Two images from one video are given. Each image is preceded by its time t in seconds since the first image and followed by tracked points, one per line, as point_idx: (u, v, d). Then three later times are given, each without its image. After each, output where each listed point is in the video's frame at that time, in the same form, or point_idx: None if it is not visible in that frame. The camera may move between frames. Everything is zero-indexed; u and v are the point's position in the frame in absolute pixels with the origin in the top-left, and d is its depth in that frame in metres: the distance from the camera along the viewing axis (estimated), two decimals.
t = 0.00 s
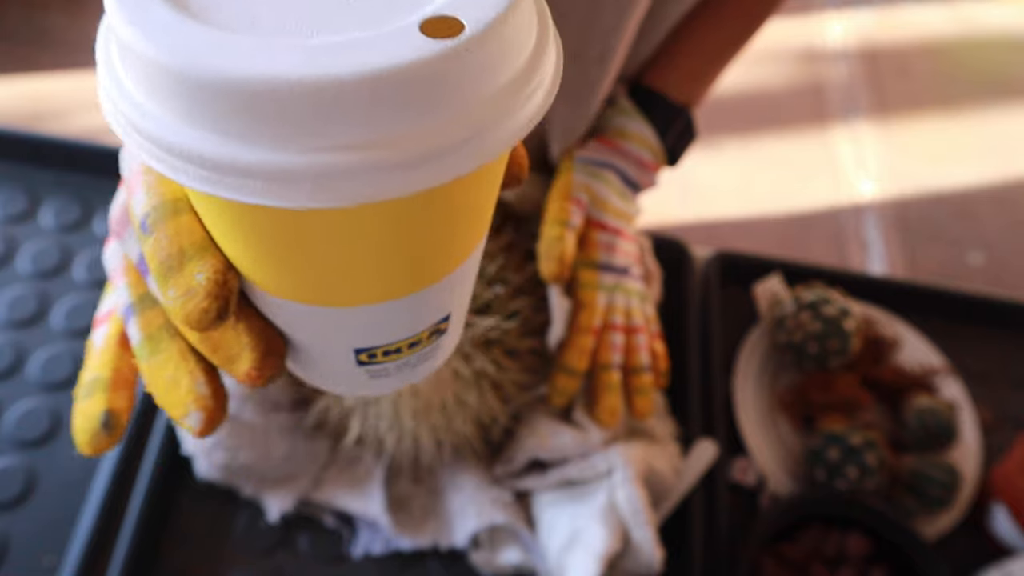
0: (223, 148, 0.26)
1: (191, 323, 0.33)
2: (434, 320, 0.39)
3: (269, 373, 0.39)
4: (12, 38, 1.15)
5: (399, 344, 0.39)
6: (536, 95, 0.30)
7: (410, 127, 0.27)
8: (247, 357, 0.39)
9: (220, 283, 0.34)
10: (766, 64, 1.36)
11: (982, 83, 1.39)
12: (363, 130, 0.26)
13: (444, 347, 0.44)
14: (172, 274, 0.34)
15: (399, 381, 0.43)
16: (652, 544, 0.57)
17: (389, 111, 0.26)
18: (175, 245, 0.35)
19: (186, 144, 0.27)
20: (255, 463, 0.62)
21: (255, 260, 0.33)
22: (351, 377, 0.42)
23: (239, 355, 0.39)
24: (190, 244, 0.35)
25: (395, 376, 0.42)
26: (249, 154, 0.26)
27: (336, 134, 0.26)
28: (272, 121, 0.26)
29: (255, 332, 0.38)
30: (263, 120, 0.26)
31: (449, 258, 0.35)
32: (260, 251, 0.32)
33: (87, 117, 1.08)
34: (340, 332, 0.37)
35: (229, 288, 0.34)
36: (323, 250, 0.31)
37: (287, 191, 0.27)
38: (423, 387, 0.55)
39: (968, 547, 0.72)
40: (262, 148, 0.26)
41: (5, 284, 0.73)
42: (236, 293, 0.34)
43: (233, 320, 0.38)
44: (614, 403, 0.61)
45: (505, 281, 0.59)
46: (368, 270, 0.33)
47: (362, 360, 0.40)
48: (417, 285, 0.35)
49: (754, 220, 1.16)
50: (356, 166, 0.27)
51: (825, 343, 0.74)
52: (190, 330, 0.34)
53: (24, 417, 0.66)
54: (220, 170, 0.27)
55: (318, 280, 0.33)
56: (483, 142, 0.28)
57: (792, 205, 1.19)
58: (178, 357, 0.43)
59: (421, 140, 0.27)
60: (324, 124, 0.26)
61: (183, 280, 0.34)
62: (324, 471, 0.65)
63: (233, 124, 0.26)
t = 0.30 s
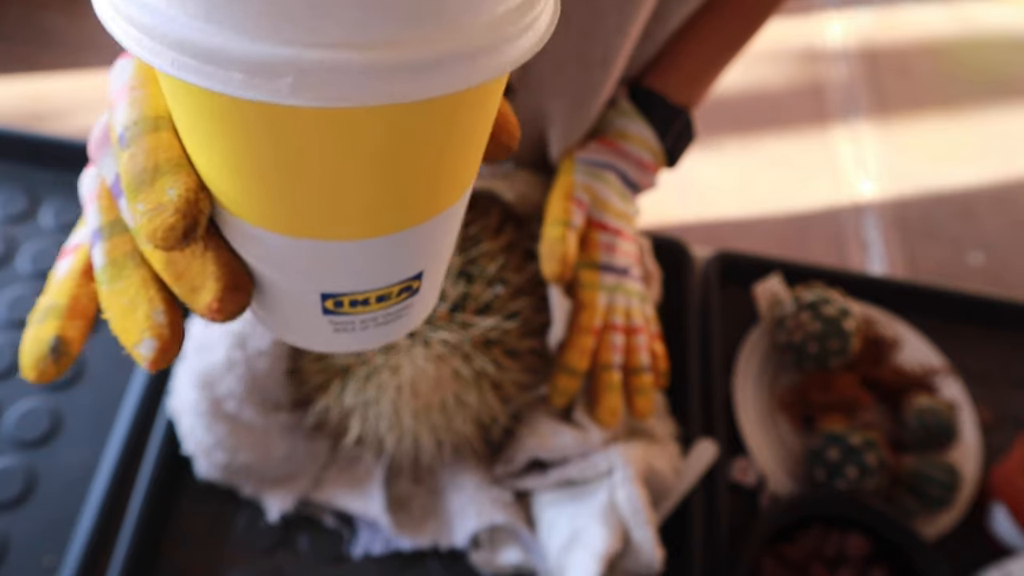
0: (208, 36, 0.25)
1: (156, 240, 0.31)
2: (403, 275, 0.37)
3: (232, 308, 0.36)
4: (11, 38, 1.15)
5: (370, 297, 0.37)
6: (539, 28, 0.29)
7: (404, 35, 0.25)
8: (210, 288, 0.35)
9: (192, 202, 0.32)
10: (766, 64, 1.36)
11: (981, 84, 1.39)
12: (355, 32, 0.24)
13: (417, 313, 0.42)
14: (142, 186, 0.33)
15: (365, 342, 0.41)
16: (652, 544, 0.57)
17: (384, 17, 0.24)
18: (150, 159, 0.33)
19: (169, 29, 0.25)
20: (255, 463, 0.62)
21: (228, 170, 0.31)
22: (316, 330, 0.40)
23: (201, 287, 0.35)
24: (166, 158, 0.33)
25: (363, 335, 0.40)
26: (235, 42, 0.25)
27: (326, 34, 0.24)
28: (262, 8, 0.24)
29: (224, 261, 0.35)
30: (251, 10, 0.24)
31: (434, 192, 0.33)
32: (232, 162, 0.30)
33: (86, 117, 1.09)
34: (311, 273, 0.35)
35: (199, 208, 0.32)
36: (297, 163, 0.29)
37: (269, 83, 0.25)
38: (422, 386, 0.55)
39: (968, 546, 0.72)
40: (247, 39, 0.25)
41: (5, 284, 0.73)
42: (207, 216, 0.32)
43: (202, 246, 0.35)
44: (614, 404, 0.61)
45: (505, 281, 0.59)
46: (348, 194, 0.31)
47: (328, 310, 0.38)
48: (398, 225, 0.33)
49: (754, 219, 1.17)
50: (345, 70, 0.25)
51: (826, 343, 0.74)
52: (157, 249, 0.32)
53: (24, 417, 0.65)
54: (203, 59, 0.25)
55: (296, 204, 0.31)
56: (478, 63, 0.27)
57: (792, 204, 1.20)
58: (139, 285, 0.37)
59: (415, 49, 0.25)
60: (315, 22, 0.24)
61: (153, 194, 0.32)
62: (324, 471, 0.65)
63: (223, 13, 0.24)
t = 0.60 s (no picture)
0: None
1: (152, 159, 0.29)
2: (398, 190, 0.36)
3: (231, 228, 0.34)
4: (11, 38, 1.16)
5: (367, 213, 0.36)
6: None
7: None
8: (210, 207, 0.33)
9: (189, 115, 0.29)
10: (766, 63, 1.36)
11: (982, 84, 1.39)
12: None
13: (412, 232, 0.41)
14: (136, 105, 0.29)
15: (363, 261, 0.41)
16: (652, 544, 0.57)
17: None
18: (144, 77, 0.29)
19: None
20: (255, 463, 0.62)
21: (215, 80, 0.29)
22: (311, 250, 0.39)
23: (199, 207, 0.34)
24: (160, 76, 0.29)
25: (359, 253, 0.39)
26: None
27: None
28: None
29: (219, 179, 0.33)
30: None
31: (428, 100, 0.31)
32: (218, 70, 0.28)
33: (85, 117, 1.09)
34: (306, 189, 0.34)
35: (196, 123, 0.30)
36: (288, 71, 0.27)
37: None
38: (422, 386, 0.55)
39: (968, 546, 0.72)
40: None
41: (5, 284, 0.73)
42: (203, 130, 0.30)
43: (199, 166, 0.33)
44: (613, 406, 0.61)
45: (506, 281, 0.58)
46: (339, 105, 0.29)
47: (325, 229, 0.37)
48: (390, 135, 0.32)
49: (754, 220, 1.17)
50: None
51: (827, 343, 0.74)
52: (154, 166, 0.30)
53: (24, 417, 0.65)
54: None
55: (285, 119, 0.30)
56: None
57: (792, 204, 1.20)
58: (141, 216, 0.36)
59: None
60: None
61: (149, 111, 0.29)
62: (324, 471, 0.65)
63: None
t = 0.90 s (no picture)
0: (127, 33, 0.25)
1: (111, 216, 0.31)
2: (345, 253, 0.36)
3: (188, 280, 0.35)
4: (14, 39, 1.17)
5: (310, 273, 0.36)
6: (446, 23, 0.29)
7: (315, 38, 0.25)
8: (166, 260, 0.34)
9: (144, 181, 0.31)
10: (766, 64, 1.36)
11: (981, 86, 1.39)
12: (264, 32, 0.25)
13: (362, 289, 0.40)
14: (97, 167, 0.31)
15: (316, 314, 0.40)
16: (652, 544, 0.57)
17: (292, 19, 0.25)
18: (105, 142, 0.32)
19: (90, 23, 0.26)
20: (257, 462, 0.62)
21: (169, 155, 0.30)
22: (262, 303, 0.38)
23: (155, 259, 0.34)
24: (120, 141, 0.32)
25: (310, 309, 0.39)
26: (151, 39, 0.25)
27: (235, 37, 0.25)
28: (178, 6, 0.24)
29: (179, 232, 0.34)
30: (167, 14, 0.25)
31: (376, 170, 0.33)
32: (171, 147, 0.30)
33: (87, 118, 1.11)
34: (250, 248, 0.34)
35: (150, 187, 0.31)
36: (231, 148, 0.29)
37: (180, 79, 0.26)
38: (422, 385, 0.55)
39: (966, 546, 0.72)
40: (160, 40, 0.25)
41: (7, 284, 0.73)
42: (159, 195, 0.32)
43: (157, 218, 0.34)
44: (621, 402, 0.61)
45: (505, 280, 0.59)
46: (280, 179, 0.31)
47: (274, 285, 0.37)
48: (337, 202, 0.33)
49: (753, 220, 1.17)
50: (257, 69, 0.25)
51: (824, 342, 0.75)
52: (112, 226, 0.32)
53: (26, 417, 0.66)
54: (121, 55, 0.26)
55: (234, 191, 0.31)
56: (388, 51, 0.27)
57: (791, 205, 1.20)
58: (107, 257, 0.36)
59: (328, 45, 0.26)
60: (226, 24, 0.25)
61: (107, 174, 0.31)
62: (325, 470, 0.65)
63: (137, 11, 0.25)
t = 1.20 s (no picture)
0: (177, 32, 0.26)
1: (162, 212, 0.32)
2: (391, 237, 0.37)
3: (237, 271, 0.36)
4: (16, 43, 1.18)
5: (353, 258, 0.37)
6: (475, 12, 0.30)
7: (354, 31, 0.27)
8: (216, 253, 0.35)
9: (191, 177, 0.32)
10: (766, 64, 1.37)
11: (981, 86, 1.39)
12: (305, 25, 0.26)
13: (401, 273, 0.41)
14: (146, 166, 0.32)
15: (359, 298, 0.41)
16: (653, 544, 0.57)
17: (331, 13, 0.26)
18: (152, 141, 0.33)
19: (139, 24, 0.27)
20: (256, 463, 0.62)
21: (215, 150, 0.31)
22: (307, 289, 0.40)
23: (205, 252, 0.35)
24: (167, 140, 0.33)
25: (353, 293, 0.40)
26: (200, 37, 0.26)
27: (281, 31, 0.26)
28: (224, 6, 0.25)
29: (228, 226, 0.35)
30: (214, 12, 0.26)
31: (411, 159, 0.34)
32: (217, 141, 0.31)
33: (88, 119, 1.12)
34: (299, 239, 0.35)
35: (198, 183, 0.32)
36: (276, 142, 0.30)
37: (231, 73, 0.27)
38: (422, 385, 0.55)
39: (966, 545, 0.72)
40: (209, 36, 0.26)
41: (6, 284, 0.73)
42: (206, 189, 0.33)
43: (205, 213, 0.34)
44: (625, 401, 0.60)
45: (504, 281, 0.58)
46: (321, 170, 0.32)
47: (321, 272, 0.38)
48: (375, 192, 0.34)
49: (753, 220, 1.17)
50: (300, 61, 0.26)
51: (824, 342, 0.75)
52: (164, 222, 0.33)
53: (26, 416, 0.66)
54: (172, 53, 0.27)
55: (276, 182, 0.32)
56: (420, 42, 0.28)
57: (791, 204, 1.20)
58: (156, 254, 0.37)
59: (365, 36, 0.27)
60: (270, 19, 0.26)
61: (156, 172, 0.32)
62: (325, 471, 0.65)
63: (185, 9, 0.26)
